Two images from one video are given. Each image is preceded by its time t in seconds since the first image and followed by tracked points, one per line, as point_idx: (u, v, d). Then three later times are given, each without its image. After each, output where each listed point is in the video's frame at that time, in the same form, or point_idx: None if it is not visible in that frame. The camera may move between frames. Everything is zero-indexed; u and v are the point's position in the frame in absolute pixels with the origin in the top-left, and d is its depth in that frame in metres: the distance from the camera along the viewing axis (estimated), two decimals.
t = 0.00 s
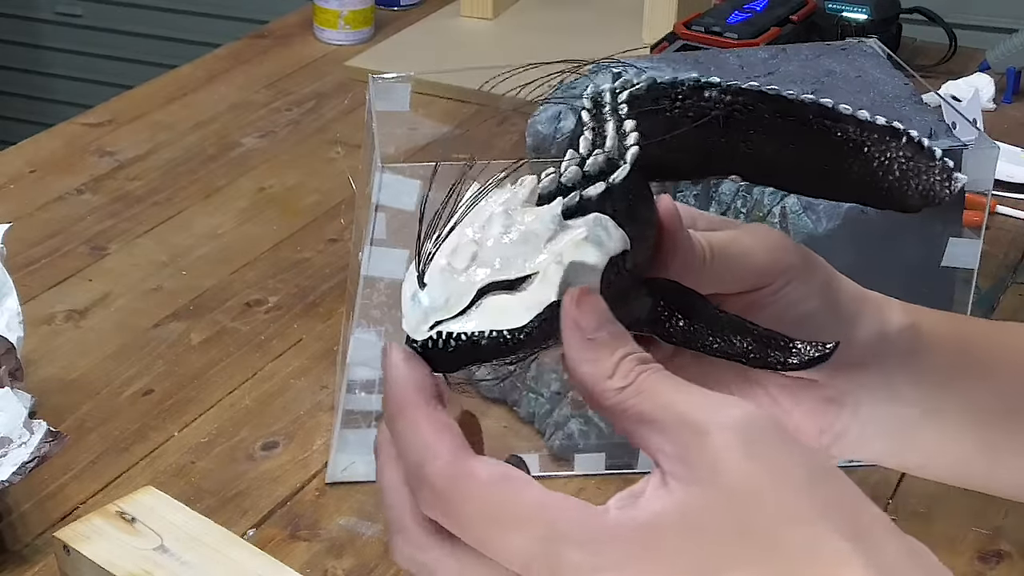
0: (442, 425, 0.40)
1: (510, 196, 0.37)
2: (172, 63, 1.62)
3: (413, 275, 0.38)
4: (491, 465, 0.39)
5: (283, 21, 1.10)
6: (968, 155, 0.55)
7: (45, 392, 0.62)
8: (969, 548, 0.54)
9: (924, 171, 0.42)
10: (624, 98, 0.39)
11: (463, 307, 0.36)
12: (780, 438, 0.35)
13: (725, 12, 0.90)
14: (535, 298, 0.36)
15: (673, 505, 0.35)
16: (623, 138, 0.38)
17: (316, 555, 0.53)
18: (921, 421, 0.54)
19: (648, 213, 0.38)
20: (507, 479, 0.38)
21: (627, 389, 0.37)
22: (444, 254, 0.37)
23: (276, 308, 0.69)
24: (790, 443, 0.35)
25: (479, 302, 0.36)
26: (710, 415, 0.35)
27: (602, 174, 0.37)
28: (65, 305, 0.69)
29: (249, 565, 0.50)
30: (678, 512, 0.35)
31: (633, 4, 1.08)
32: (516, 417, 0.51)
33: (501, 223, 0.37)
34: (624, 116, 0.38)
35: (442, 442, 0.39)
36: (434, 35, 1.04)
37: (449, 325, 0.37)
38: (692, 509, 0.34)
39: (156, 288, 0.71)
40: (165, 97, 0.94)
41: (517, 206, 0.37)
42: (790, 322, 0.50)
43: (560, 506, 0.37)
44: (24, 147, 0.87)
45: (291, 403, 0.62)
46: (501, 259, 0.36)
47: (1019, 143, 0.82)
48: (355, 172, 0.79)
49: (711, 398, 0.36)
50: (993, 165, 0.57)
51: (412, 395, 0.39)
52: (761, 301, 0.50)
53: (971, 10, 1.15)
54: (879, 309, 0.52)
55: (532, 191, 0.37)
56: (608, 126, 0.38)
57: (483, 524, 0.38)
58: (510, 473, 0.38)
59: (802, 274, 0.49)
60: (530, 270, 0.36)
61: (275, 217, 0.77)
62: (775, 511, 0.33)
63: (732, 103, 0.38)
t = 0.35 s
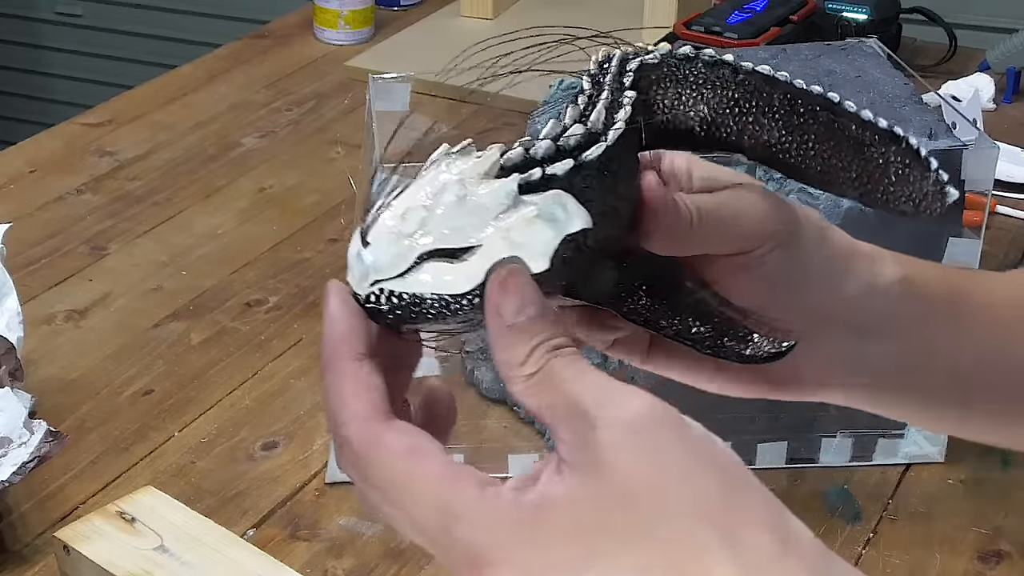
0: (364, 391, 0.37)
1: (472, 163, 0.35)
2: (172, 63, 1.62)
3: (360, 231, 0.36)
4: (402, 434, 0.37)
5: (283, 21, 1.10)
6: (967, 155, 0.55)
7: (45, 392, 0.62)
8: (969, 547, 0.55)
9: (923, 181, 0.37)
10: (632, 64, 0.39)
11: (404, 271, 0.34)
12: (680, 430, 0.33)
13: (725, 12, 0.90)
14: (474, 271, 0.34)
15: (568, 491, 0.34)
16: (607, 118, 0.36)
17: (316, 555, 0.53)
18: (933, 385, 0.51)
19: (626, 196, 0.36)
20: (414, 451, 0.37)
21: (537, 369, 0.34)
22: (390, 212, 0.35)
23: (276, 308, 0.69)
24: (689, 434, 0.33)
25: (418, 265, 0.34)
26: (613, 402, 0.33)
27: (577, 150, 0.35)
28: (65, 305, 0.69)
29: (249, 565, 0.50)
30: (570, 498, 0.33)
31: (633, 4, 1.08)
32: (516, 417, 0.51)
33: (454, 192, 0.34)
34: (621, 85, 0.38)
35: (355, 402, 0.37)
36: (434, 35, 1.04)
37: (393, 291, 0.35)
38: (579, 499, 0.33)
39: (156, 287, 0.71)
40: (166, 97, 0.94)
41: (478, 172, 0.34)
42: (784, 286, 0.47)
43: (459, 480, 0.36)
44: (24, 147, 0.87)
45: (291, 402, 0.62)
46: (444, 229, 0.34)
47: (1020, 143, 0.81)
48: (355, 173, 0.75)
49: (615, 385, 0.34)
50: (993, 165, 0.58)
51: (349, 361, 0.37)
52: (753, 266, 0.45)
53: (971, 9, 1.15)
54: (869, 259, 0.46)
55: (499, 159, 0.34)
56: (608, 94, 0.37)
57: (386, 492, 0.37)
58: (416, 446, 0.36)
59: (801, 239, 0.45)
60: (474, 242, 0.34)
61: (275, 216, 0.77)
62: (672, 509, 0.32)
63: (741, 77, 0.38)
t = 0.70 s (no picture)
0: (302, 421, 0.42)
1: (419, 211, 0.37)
2: (172, 63, 1.62)
3: (289, 261, 0.38)
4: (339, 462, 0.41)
5: (283, 21, 1.10)
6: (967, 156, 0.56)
7: (45, 392, 0.62)
8: (970, 548, 0.53)
9: (892, 294, 0.35)
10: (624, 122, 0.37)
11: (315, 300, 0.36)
12: (589, 474, 0.36)
13: (725, 12, 0.90)
14: (389, 315, 0.36)
15: (474, 526, 0.37)
16: (572, 181, 0.36)
17: (316, 555, 0.53)
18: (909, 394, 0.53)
19: (574, 265, 0.37)
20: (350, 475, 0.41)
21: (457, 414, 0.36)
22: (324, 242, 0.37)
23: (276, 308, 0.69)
24: (602, 480, 0.36)
25: (332, 304, 0.36)
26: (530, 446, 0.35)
27: (529, 215, 0.36)
28: (65, 305, 0.69)
29: (248, 565, 0.51)
30: (471, 529, 0.37)
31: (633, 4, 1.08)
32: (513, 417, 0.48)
33: (380, 240, 0.36)
34: (604, 146, 0.37)
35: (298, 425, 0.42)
36: (435, 35, 1.04)
37: (312, 320, 0.37)
38: (484, 537, 0.36)
39: (156, 287, 0.71)
40: (166, 97, 0.94)
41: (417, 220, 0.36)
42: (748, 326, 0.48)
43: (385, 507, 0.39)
44: (24, 147, 0.87)
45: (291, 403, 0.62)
46: (365, 275, 0.36)
47: (1019, 143, 0.81)
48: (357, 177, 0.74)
49: (540, 428, 0.36)
50: (993, 164, 0.57)
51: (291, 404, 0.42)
52: (723, 302, 0.46)
53: (971, 9, 1.15)
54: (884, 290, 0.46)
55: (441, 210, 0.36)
56: (587, 157, 0.37)
57: (320, 514, 0.41)
58: (341, 478, 0.40)
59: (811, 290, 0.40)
60: (390, 291, 0.36)
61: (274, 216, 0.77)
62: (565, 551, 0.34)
63: (749, 157, 0.34)
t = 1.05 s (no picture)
0: (284, 424, 0.43)
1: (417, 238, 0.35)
2: (172, 63, 1.62)
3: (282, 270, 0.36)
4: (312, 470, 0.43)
5: (283, 21, 1.10)
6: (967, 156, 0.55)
7: (45, 393, 0.62)
8: (970, 548, 0.53)
9: (879, 366, 0.32)
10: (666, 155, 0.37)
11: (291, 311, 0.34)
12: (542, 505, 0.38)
13: (725, 12, 0.90)
14: (362, 339, 0.34)
15: (429, 546, 0.39)
16: (580, 218, 0.35)
17: (316, 554, 0.53)
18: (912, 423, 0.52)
19: (562, 308, 0.34)
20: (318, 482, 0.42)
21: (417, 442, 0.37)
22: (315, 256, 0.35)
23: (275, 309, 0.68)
24: (554, 516, 0.38)
25: (309, 321, 0.34)
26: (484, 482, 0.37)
27: (519, 251, 0.34)
28: (65, 305, 0.69)
29: (248, 566, 0.51)
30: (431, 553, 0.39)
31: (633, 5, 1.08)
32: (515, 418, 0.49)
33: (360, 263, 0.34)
34: (637, 177, 0.36)
35: (280, 425, 0.43)
36: (435, 35, 1.04)
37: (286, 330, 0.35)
38: (443, 561, 0.39)
39: (156, 287, 0.71)
40: (166, 97, 0.94)
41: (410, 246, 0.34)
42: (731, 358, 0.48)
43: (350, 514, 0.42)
44: (24, 147, 0.87)
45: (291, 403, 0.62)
46: (341, 297, 0.34)
47: (1019, 143, 0.81)
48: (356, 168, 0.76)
49: (497, 459, 0.38)
50: (993, 165, 0.56)
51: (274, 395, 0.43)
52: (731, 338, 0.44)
53: (971, 9, 1.15)
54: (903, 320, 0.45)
55: (436, 243, 0.34)
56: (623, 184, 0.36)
57: (291, 518, 0.43)
58: (313, 484, 0.42)
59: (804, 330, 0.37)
60: (364, 314, 0.34)
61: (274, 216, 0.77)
62: None
63: (770, 212, 0.33)
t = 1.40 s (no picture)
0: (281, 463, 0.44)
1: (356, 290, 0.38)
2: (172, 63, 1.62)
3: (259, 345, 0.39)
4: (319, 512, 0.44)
5: (283, 21, 1.10)
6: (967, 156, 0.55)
7: (45, 393, 0.62)
8: (969, 548, 0.53)
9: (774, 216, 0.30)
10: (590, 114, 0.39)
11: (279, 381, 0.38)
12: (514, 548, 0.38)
13: (725, 12, 0.90)
14: (348, 391, 0.38)
15: None
16: (521, 219, 0.38)
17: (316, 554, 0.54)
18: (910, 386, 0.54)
19: (520, 300, 0.38)
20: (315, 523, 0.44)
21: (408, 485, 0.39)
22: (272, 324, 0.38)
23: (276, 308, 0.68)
24: (536, 558, 0.38)
25: (294, 390, 0.38)
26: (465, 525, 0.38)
27: (469, 271, 0.38)
28: (65, 305, 0.69)
29: (248, 565, 0.51)
30: None
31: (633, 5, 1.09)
32: (516, 417, 0.56)
33: (319, 332, 0.37)
34: (567, 155, 0.39)
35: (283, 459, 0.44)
36: (435, 35, 1.04)
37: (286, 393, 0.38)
38: None
39: (156, 287, 0.71)
40: (166, 97, 0.94)
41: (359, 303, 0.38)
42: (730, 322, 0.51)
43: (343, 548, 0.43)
44: (24, 147, 0.87)
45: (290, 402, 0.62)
46: (313, 367, 0.37)
47: (1019, 143, 0.81)
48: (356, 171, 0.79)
49: (481, 502, 0.38)
50: (993, 165, 0.56)
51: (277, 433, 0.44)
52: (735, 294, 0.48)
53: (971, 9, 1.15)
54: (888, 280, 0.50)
55: (382, 292, 0.38)
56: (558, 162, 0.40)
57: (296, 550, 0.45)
58: (313, 519, 0.44)
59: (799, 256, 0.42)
60: (340, 375, 0.37)
61: (275, 216, 0.77)
62: None
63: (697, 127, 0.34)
